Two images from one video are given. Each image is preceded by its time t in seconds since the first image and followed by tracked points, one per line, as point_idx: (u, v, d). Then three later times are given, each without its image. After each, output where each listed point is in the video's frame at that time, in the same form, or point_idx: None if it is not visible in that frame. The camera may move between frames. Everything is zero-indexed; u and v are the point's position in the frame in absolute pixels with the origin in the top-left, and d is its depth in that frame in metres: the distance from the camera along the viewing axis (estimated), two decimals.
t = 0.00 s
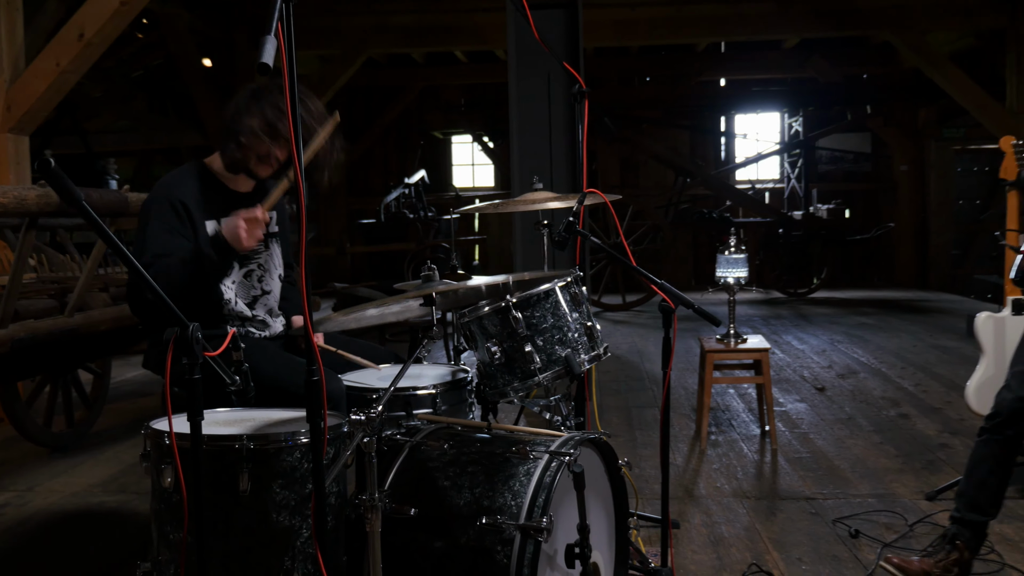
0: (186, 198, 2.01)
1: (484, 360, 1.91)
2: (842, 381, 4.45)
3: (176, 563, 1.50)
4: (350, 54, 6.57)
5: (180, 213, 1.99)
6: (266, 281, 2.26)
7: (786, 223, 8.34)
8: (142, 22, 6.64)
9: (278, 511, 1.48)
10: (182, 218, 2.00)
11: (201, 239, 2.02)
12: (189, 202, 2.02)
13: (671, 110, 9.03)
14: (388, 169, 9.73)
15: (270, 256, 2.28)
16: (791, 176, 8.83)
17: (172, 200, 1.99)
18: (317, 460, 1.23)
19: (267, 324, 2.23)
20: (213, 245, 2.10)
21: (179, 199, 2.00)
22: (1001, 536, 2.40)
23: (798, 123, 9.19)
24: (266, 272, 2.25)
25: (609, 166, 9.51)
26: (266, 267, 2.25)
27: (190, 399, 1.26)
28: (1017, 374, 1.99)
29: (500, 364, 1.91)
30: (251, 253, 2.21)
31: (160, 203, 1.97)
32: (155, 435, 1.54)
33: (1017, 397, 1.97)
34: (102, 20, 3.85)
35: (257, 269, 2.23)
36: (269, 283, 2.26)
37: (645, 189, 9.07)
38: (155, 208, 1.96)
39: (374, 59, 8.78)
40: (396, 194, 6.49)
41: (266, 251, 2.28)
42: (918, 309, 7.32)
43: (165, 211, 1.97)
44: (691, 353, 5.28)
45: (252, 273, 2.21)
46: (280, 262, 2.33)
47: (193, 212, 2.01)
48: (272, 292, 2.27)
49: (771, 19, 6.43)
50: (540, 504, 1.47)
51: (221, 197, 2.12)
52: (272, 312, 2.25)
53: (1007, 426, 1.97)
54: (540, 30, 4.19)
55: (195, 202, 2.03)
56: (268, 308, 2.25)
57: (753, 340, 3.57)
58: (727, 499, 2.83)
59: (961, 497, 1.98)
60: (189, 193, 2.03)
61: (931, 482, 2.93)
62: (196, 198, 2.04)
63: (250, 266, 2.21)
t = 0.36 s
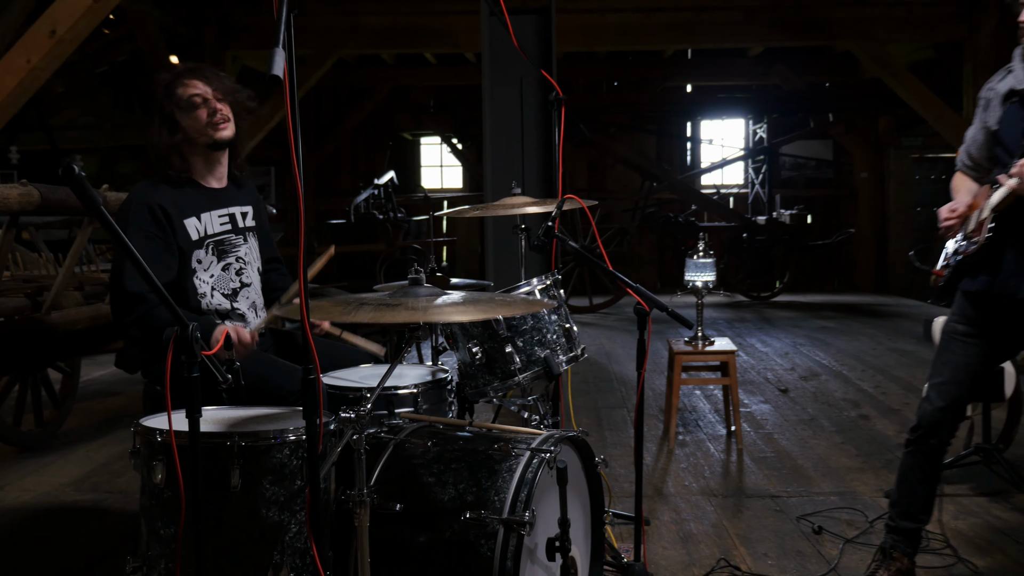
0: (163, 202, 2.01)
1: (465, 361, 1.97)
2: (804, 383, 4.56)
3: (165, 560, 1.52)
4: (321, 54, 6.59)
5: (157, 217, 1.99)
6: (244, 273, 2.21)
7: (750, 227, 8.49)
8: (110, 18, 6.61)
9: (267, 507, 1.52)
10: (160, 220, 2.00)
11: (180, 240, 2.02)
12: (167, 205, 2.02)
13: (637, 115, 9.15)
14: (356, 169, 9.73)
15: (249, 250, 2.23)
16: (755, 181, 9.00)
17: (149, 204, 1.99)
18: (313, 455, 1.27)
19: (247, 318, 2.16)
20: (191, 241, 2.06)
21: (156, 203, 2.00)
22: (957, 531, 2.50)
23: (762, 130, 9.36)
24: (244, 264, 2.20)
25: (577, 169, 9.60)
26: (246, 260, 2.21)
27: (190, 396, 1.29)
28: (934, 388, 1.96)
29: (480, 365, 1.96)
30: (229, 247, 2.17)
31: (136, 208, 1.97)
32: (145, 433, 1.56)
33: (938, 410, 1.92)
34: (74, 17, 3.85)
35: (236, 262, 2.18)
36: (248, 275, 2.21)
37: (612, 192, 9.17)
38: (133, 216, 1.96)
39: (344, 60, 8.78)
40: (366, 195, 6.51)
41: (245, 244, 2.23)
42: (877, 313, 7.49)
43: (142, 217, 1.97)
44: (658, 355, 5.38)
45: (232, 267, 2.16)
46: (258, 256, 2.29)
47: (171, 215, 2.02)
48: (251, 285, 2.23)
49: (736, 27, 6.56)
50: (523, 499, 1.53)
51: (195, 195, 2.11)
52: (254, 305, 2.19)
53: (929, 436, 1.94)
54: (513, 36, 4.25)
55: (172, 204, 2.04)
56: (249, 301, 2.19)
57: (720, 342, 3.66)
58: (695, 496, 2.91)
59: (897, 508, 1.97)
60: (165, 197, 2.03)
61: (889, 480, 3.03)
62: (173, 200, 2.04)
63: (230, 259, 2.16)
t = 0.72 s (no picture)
0: (149, 196, 2.15)
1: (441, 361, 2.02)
2: (765, 383, 4.68)
3: (149, 554, 1.56)
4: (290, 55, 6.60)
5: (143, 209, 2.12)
6: (226, 277, 2.26)
7: (714, 230, 8.64)
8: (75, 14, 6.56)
9: (251, 502, 1.56)
10: (145, 214, 2.12)
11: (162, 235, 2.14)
12: (155, 201, 2.16)
13: (603, 119, 9.25)
14: (323, 169, 9.72)
15: (233, 254, 2.30)
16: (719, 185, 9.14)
17: (138, 197, 2.13)
18: (301, 452, 1.32)
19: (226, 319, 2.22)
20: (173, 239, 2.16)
21: (145, 196, 2.14)
22: (910, 525, 2.61)
23: (725, 134, 9.52)
24: (228, 268, 2.26)
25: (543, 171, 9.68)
26: (228, 263, 2.27)
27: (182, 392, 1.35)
28: (867, 388, 2.02)
29: (455, 365, 2.01)
30: (213, 250, 2.25)
31: (126, 199, 2.12)
32: (130, 431, 1.59)
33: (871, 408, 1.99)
34: (43, 17, 3.83)
35: (219, 265, 2.24)
36: (230, 277, 2.26)
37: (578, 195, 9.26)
38: (121, 204, 2.10)
39: (311, 60, 8.78)
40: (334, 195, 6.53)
41: (228, 248, 2.30)
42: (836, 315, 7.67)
43: (129, 207, 2.10)
44: (623, 355, 5.47)
45: (215, 269, 2.23)
46: (243, 261, 2.35)
47: (157, 208, 2.15)
48: (233, 290, 2.27)
49: (702, 34, 6.68)
50: (500, 494, 1.59)
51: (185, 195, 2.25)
52: (233, 307, 2.25)
53: (867, 433, 2.01)
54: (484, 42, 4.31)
55: (160, 200, 2.17)
56: (230, 302, 2.26)
57: (685, 343, 3.75)
58: (660, 493, 2.99)
59: (846, 505, 2.04)
60: (155, 192, 2.17)
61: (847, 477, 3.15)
62: (162, 197, 2.18)
63: (212, 261, 2.23)
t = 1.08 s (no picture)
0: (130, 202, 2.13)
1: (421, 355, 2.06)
2: (730, 381, 4.77)
3: (135, 544, 1.58)
4: (259, 50, 6.57)
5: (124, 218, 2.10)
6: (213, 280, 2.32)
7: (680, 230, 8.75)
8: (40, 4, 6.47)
9: (237, 493, 1.59)
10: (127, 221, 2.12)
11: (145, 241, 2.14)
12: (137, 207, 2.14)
13: (572, 118, 9.32)
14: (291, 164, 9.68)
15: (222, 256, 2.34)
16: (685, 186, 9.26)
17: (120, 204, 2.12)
18: (291, 441, 1.35)
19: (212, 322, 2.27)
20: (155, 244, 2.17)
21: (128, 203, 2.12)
22: (871, 517, 2.70)
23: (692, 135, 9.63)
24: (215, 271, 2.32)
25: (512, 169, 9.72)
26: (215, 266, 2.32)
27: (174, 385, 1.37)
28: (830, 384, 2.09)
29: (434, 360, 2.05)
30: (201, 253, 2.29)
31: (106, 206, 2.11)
32: (116, 423, 1.61)
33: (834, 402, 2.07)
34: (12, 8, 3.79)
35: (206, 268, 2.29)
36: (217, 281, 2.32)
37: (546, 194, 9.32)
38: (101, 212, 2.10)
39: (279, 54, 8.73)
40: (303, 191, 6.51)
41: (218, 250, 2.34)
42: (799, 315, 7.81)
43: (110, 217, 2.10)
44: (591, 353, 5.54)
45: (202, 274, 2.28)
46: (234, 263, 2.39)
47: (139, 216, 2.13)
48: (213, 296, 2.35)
49: (670, 37, 6.77)
50: (481, 484, 1.64)
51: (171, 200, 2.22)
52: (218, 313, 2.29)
53: (830, 428, 2.08)
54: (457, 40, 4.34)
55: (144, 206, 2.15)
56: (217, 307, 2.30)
57: (654, 341, 3.82)
58: (631, 487, 3.05)
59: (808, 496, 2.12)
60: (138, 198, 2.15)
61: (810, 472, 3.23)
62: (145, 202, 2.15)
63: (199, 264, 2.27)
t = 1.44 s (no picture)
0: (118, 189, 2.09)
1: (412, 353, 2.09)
2: (702, 381, 4.86)
3: (135, 537, 1.60)
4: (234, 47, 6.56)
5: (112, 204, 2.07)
6: (194, 268, 2.30)
7: (650, 232, 8.86)
8: None
9: (238, 487, 1.62)
10: (117, 210, 2.08)
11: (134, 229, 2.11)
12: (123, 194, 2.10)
13: (544, 120, 9.39)
14: (261, 162, 9.64)
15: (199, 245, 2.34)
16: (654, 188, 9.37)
17: (106, 193, 2.07)
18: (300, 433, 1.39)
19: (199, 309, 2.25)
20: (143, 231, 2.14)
21: (113, 192, 2.09)
22: (842, 513, 2.79)
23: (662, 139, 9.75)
24: (195, 261, 2.31)
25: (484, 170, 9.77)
26: (196, 255, 2.31)
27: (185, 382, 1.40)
28: (813, 383, 2.16)
29: (425, 357, 2.09)
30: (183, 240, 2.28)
31: (94, 195, 2.06)
32: (115, 418, 1.62)
33: (818, 400, 2.14)
34: None
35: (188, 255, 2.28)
36: (197, 268, 2.30)
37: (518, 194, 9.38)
38: (90, 201, 2.05)
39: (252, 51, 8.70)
40: (275, 189, 6.50)
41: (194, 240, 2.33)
42: (765, 317, 7.94)
43: (99, 205, 2.05)
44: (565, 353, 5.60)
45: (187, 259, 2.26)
46: (206, 253, 2.39)
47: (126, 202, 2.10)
48: (199, 280, 2.31)
49: (643, 41, 6.88)
50: (477, 478, 1.68)
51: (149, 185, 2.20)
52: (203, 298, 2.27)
53: (810, 425, 2.15)
54: (435, 42, 4.38)
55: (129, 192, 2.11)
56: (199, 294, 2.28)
57: (630, 341, 3.89)
58: (609, 484, 3.11)
59: (789, 491, 2.18)
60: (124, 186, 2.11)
61: (782, 470, 3.32)
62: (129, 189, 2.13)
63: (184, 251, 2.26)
